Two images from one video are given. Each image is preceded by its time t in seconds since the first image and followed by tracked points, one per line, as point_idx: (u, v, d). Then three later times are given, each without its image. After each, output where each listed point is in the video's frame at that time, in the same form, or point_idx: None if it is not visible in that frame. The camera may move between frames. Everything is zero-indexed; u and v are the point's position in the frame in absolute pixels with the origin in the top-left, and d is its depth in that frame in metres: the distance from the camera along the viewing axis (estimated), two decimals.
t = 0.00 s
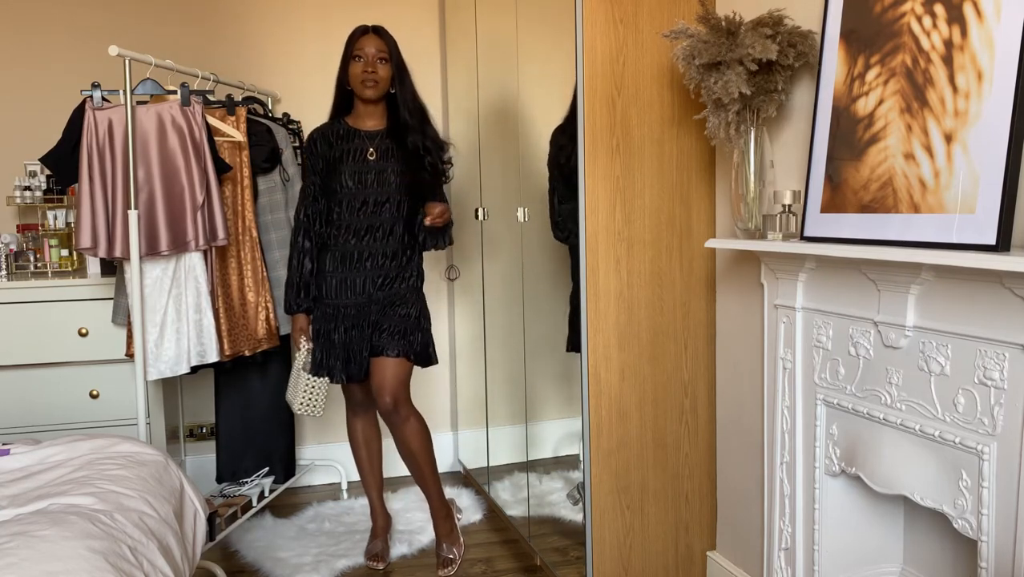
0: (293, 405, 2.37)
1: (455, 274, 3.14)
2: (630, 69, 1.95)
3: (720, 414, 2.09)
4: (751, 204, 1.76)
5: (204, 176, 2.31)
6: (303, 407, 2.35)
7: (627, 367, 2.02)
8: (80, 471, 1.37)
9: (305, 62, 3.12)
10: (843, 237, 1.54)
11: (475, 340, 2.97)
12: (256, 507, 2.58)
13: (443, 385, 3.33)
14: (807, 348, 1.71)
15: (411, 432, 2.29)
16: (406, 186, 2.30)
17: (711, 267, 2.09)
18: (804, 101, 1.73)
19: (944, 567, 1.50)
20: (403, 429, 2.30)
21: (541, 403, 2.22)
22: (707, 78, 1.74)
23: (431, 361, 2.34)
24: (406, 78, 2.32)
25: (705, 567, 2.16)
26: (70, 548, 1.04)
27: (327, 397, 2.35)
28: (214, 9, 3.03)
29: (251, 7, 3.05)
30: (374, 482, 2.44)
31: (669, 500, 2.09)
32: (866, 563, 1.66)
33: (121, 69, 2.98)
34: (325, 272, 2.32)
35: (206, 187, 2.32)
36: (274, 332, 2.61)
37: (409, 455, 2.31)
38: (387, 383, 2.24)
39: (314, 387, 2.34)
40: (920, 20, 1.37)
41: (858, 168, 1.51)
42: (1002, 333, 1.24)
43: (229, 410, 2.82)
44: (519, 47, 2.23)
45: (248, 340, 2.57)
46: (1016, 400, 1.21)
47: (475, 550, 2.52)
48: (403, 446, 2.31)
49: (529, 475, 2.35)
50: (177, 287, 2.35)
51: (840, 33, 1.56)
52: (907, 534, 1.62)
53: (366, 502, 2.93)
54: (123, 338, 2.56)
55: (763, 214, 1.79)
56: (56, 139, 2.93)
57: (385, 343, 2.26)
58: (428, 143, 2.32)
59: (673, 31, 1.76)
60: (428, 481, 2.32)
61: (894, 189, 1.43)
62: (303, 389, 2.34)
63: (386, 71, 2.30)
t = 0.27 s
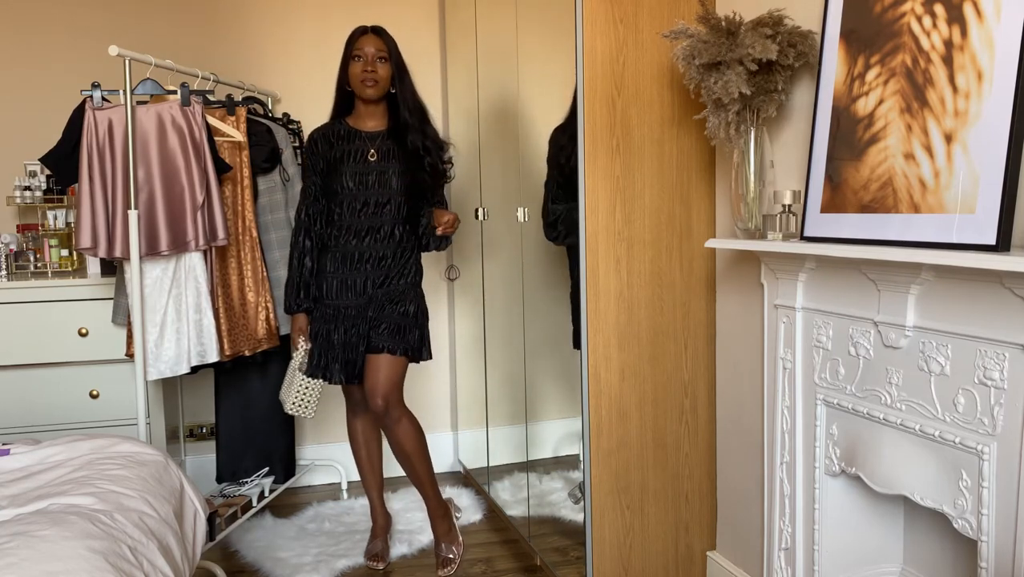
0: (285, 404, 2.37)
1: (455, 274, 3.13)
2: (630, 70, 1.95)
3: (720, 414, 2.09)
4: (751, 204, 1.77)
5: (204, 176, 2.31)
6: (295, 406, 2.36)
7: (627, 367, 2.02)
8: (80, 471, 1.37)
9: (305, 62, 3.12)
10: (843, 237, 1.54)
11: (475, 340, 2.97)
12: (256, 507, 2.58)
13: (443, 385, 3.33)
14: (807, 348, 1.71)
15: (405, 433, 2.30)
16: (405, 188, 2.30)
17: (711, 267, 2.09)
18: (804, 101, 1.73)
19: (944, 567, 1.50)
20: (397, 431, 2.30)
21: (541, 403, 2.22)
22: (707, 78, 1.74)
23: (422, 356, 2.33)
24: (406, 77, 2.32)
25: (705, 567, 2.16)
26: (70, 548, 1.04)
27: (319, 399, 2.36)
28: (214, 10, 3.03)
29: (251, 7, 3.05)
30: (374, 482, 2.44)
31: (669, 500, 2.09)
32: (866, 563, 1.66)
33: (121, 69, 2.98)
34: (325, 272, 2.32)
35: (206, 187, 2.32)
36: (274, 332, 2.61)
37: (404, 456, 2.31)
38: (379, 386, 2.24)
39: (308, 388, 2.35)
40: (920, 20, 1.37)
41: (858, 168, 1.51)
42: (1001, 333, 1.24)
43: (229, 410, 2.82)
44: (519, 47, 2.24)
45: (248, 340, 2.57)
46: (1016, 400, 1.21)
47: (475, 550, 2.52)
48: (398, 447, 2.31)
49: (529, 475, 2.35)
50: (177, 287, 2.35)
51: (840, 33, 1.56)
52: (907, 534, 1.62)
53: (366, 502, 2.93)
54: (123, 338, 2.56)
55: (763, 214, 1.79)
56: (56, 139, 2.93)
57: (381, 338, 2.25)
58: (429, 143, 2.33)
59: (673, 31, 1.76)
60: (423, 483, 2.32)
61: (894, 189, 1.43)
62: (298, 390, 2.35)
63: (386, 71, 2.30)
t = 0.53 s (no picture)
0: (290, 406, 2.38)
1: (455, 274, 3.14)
2: (630, 70, 1.95)
3: (720, 414, 2.09)
4: (751, 204, 1.76)
5: (204, 176, 2.31)
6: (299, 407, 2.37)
7: (627, 367, 2.02)
8: (80, 471, 1.37)
9: (305, 62, 3.12)
10: (843, 237, 1.54)
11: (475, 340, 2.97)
12: (256, 508, 2.58)
13: (443, 385, 3.33)
14: (807, 348, 1.71)
15: (406, 432, 2.30)
16: (406, 189, 2.31)
17: (711, 267, 2.09)
18: (804, 101, 1.73)
19: (944, 567, 1.50)
20: (398, 430, 2.30)
21: (541, 403, 2.22)
22: (707, 78, 1.74)
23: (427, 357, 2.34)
24: (407, 78, 2.32)
25: (705, 567, 2.16)
26: (70, 548, 1.04)
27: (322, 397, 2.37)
28: (214, 10, 3.03)
29: (251, 7, 3.05)
30: (374, 483, 2.44)
31: (669, 500, 2.09)
32: (866, 563, 1.66)
33: (121, 69, 2.98)
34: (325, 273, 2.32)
35: (206, 187, 2.32)
36: (274, 332, 2.61)
37: (405, 456, 2.32)
38: (381, 385, 2.24)
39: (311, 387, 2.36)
40: (920, 20, 1.37)
41: (858, 168, 1.51)
42: (1001, 333, 1.24)
43: (229, 411, 2.82)
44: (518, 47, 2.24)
45: (248, 340, 2.57)
46: (1016, 400, 1.21)
47: (475, 550, 2.52)
48: (398, 447, 2.31)
49: (529, 475, 2.35)
50: (177, 287, 2.35)
51: (840, 33, 1.56)
52: (907, 534, 1.62)
53: (366, 502, 2.93)
54: (123, 338, 2.56)
55: (763, 214, 1.79)
56: (56, 139, 2.93)
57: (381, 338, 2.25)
58: (429, 144, 2.32)
59: (673, 31, 1.76)
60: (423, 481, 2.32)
61: (894, 189, 1.43)
62: (299, 390, 2.36)
63: (388, 73, 2.30)
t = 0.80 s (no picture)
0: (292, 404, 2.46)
1: (456, 274, 3.14)
2: (630, 70, 1.95)
3: (720, 413, 2.09)
4: (751, 204, 1.77)
5: (204, 176, 2.31)
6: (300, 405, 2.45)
7: (627, 367, 2.02)
8: (80, 471, 1.37)
9: (305, 62, 3.12)
10: (843, 237, 1.54)
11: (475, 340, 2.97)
12: (256, 507, 2.58)
13: (443, 386, 3.33)
14: (807, 348, 1.71)
15: (405, 433, 2.30)
16: (406, 189, 2.31)
17: (711, 267, 2.09)
18: (804, 101, 1.73)
19: (944, 567, 1.50)
20: (398, 431, 2.30)
21: (541, 403, 2.22)
22: (707, 78, 1.74)
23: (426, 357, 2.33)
24: (408, 80, 2.32)
25: (705, 567, 2.16)
26: (70, 548, 1.04)
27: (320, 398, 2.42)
28: (214, 9, 3.03)
29: (251, 7, 3.05)
30: (374, 482, 2.45)
31: (669, 500, 2.09)
32: (866, 563, 1.66)
33: (121, 69, 2.98)
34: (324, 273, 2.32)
35: (206, 187, 2.32)
36: (274, 332, 2.61)
37: (404, 456, 2.31)
38: (380, 386, 2.23)
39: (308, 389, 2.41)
40: (920, 20, 1.37)
41: (858, 168, 1.51)
42: (1001, 333, 1.24)
43: (229, 411, 2.82)
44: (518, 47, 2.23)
45: (248, 340, 2.57)
46: (1016, 400, 1.21)
47: (475, 550, 2.52)
48: (398, 447, 2.31)
49: (529, 475, 2.35)
50: (177, 287, 2.35)
51: (840, 33, 1.56)
52: (907, 534, 1.62)
53: (366, 502, 2.93)
54: (123, 338, 2.56)
55: (763, 214, 1.79)
56: (56, 139, 2.93)
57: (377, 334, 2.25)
58: (429, 145, 2.32)
59: (673, 31, 1.76)
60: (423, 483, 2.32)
61: (894, 189, 1.43)
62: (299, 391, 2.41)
63: (389, 75, 2.31)
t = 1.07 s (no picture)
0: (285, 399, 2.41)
1: (456, 274, 3.13)
2: (630, 69, 1.95)
3: (720, 413, 2.09)
4: (751, 204, 1.77)
5: (204, 176, 2.31)
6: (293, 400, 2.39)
7: (627, 367, 2.02)
8: (80, 471, 1.37)
9: (305, 62, 3.12)
10: (843, 237, 1.54)
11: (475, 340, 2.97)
12: (256, 508, 2.58)
13: (443, 386, 3.33)
14: (807, 348, 1.71)
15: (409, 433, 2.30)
16: (405, 188, 2.31)
17: (711, 267, 2.09)
18: (804, 101, 1.74)
19: (944, 567, 1.50)
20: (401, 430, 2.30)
21: (541, 403, 2.22)
22: (707, 78, 1.74)
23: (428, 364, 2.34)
24: (409, 78, 2.32)
25: (705, 567, 2.16)
26: (70, 548, 1.04)
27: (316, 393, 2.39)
28: (214, 10, 3.03)
29: (251, 7, 3.05)
30: (374, 482, 2.45)
31: (669, 500, 2.10)
32: (866, 563, 1.66)
33: (121, 69, 2.98)
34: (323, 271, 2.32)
35: (206, 187, 2.32)
36: (274, 332, 2.61)
37: (406, 456, 2.32)
38: (385, 387, 2.23)
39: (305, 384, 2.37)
40: (920, 20, 1.37)
41: (858, 168, 1.51)
42: (1001, 333, 1.24)
43: (229, 411, 2.82)
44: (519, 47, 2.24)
45: (248, 340, 2.57)
46: (1016, 400, 1.21)
47: (475, 550, 2.52)
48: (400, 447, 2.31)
49: (529, 475, 2.35)
50: (177, 287, 2.35)
51: (840, 33, 1.56)
52: (907, 534, 1.62)
53: (366, 502, 2.93)
54: (123, 338, 2.56)
55: (763, 214, 1.79)
56: (56, 139, 2.93)
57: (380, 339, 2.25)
58: (429, 144, 2.32)
59: (673, 31, 1.76)
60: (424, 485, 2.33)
61: (894, 189, 1.43)
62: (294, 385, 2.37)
63: (390, 73, 2.30)
